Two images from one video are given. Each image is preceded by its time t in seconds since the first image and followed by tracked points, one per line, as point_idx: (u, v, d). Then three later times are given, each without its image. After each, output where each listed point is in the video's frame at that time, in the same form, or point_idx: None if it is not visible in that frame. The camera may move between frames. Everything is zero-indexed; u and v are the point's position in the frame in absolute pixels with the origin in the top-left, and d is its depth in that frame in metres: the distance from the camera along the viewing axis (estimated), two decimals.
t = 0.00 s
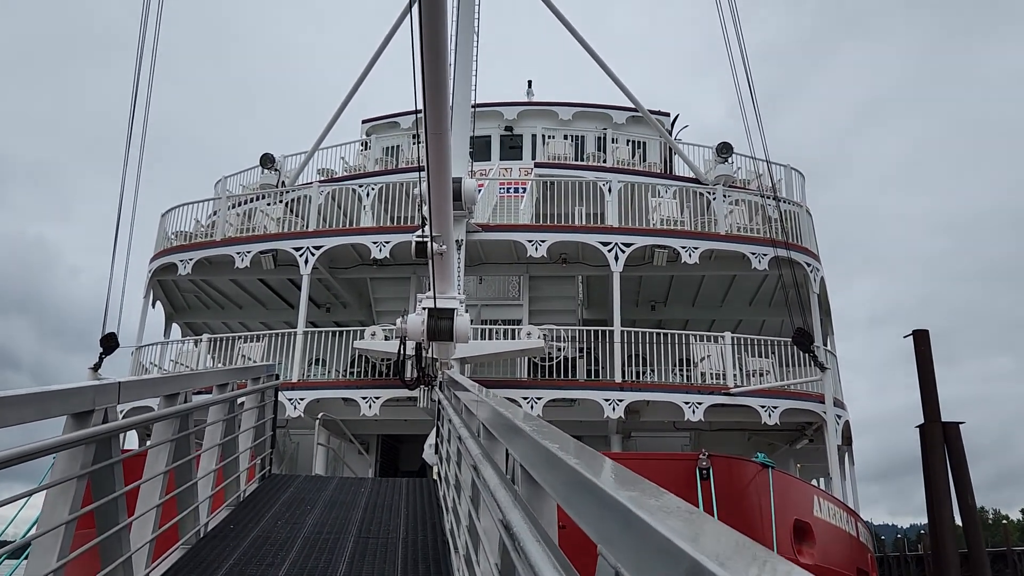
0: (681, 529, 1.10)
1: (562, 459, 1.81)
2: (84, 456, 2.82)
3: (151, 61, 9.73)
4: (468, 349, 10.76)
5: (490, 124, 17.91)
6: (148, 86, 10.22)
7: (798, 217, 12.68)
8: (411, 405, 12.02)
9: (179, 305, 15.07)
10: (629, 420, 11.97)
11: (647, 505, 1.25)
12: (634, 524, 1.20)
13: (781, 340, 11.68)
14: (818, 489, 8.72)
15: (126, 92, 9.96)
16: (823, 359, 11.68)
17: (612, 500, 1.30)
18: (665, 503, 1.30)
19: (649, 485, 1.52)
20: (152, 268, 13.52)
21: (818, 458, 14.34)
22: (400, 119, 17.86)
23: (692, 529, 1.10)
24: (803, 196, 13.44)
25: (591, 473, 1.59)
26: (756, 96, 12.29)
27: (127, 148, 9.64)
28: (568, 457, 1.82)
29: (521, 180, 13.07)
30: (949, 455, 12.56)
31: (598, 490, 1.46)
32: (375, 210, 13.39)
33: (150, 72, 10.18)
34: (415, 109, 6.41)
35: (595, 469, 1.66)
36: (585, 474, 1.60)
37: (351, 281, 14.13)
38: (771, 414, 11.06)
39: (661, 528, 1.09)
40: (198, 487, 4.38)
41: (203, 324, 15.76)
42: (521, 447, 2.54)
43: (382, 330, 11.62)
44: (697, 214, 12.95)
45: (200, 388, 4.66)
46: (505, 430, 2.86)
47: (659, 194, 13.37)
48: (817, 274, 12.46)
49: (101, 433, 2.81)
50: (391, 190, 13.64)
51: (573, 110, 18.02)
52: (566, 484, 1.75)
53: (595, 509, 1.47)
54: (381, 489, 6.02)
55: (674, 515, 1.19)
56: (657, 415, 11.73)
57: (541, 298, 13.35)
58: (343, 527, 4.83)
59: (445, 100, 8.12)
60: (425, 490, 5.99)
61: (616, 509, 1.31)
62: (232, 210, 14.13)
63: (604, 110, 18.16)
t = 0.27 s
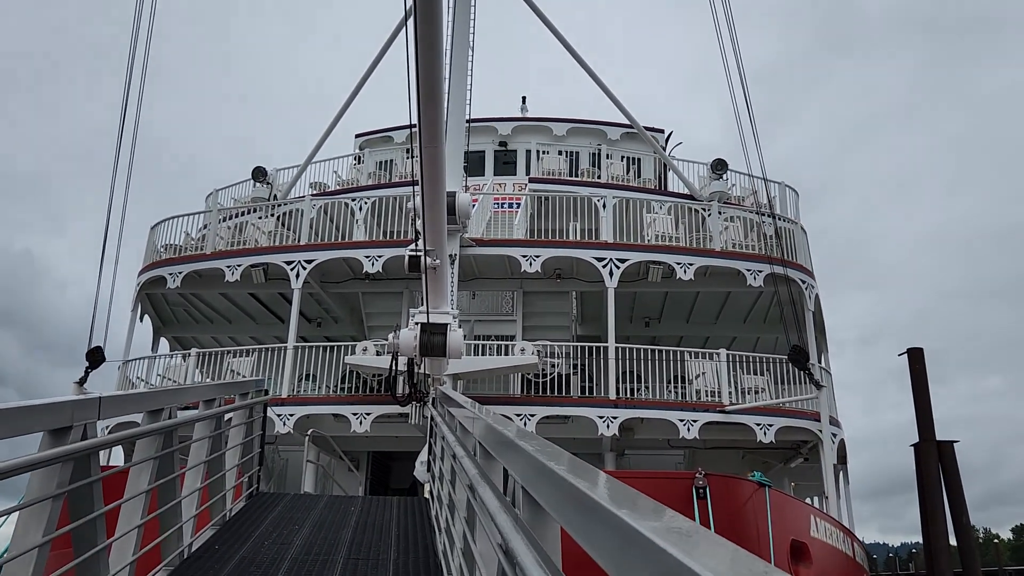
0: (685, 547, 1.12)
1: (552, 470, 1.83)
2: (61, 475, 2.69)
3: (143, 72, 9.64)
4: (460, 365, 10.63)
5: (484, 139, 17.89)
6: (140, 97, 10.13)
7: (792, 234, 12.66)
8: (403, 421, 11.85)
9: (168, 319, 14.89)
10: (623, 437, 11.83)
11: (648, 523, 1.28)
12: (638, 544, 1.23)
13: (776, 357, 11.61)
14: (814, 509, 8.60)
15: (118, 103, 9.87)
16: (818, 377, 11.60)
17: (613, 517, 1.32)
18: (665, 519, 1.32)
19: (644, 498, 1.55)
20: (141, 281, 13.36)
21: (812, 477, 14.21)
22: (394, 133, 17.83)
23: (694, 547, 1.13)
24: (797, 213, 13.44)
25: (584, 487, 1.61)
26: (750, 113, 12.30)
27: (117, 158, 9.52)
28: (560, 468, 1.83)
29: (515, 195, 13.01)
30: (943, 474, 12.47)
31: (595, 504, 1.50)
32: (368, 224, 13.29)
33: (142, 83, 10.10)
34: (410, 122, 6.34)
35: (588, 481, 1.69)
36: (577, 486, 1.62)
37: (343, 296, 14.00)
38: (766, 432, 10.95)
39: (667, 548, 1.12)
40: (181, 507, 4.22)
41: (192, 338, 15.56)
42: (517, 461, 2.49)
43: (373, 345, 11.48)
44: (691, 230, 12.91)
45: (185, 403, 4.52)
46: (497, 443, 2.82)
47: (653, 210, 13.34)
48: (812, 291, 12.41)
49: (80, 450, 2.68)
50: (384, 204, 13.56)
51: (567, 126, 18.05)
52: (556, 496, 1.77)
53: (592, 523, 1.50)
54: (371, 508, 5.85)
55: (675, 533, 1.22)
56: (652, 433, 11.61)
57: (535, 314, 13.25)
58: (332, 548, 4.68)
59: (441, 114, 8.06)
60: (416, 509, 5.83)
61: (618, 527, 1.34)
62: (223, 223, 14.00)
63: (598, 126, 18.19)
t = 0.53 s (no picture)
0: (672, 563, 1.09)
1: (541, 487, 1.81)
2: (37, 496, 2.57)
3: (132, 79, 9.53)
4: (452, 378, 10.50)
5: (477, 150, 17.84)
6: (129, 104, 10.01)
7: (785, 248, 12.64)
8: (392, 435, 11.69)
9: (154, 329, 14.69)
10: (615, 452, 11.72)
11: (636, 539, 1.26)
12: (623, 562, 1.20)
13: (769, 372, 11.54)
14: (808, 526, 8.51)
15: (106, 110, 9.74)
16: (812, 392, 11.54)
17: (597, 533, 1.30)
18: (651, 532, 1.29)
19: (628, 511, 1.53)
20: (128, 291, 13.19)
21: (803, 492, 14.11)
22: (386, 144, 17.76)
23: (683, 562, 1.10)
24: (789, 227, 13.44)
25: (569, 500, 1.60)
26: (744, 127, 12.30)
27: (105, 166, 9.40)
28: (548, 484, 1.81)
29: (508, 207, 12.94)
30: (936, 492, 12.37)
31: (581, 519, 1.48)
32: (359, 235, 13.18)
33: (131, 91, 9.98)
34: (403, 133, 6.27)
35: (573, 495, 1.67)
36: (563, 501, 1.60)
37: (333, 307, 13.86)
38: (759, 448, 10.86)
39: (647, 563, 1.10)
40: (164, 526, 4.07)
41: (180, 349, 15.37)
42: (507, 478, 2.42)
43: (363, 358, 11.34)
44: (684, 243, 12.88)
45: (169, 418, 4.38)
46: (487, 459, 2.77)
47: (646, 223, 13.29)
48: (805, 305, 12.38)
49: (58, 469, 2.56)
50: (376, 215, 13.46)
51: (560, 138, 18.04)
52: (544, 512, 1.75)
53: (577, 537, 1.49)
54: (360, 525, 5.70)
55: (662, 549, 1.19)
56: (644, 447, 11.50)
57: (527, 327, 13.15)
58: (319, 568, 4.53)
59: (434, 125, 8.00)
60: (407, 527, 5.69)
61: (600, 542, 1.32)
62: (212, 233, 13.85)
63: (591, 139, 18.19)
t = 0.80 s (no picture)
0: (676, 570, 1.09)
1: (538, 491, 1.82)
2: (21, 504, 2.49)
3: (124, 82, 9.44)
4: (446, 385, 10.42)
5: (471, 156, 17.81)
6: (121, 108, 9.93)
7: (780, 256, 12.63)
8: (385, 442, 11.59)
9: (145, 334, 14.56)
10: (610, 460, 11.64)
11: (638, 544, 1.26)
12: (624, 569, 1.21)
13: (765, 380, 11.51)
14: (804, 535, 8.44)
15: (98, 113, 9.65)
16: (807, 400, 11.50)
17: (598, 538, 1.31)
18: (652, 539, 1.30)
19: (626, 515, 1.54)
20: (119, 296, 13.07)
21: (798, 500, 14.06)
22: (380, 150, 17.71)
23: (685, 568, 1.11)
24: (784, 235, 13.43)
25: (566, 504, 1.61)
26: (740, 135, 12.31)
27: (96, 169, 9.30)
28: (545, 488, 1.82)
29: (503, 213, 12.89)
30: (931, 501, 12.33)
31: (579, 524, 1.49)
32: (353, 241, 13.11)
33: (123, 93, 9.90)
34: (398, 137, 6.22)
35: (571, 499, 1.68)
36: (561, 506, 1.61)
37: (326, 313, 13.76)
38: (754, 456, 10.81)
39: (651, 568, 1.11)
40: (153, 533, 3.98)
41: (171, 354, 15.24)
42: (503, 483, 2.40)
43: (356, 364, 11.25)
44: (679, 251, 12.86)
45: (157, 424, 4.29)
46: (481, 464, 2.77)
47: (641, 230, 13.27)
48: (799, 313, 12.37)
49: (43, 475, 2.49)
50: (370, 221, 13.39)
51: (555, 144, 18.04)
52: (541, 516, 1.76)
53: (576, 542, 1.50)
54: (353, 534, 5.61)
55: (666, 555, 1.19)
56: (638, 455, 11.44)
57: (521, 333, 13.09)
58: None
59: (429, 130, 7.95)
60: (400, 535, 5.60)
61: (600, 547, 1.33)
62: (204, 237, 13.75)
63: (586, 146, 18.19)
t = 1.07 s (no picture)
0: (679, 561, 1.06)
1: (538, 486, 1.79)
2: (4, 505, 2.41)
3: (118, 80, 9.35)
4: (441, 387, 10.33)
5: (468, 158, 17.76)
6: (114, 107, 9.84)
7: (778, 259, 12.59)
8: (380, 444, 11.50)
9: (139, 335, 14.44)
10: (607, 462, 11.57)
11: (638, 535, 1.23)
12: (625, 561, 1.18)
13: (762, 383, 11.45)
14: (803, 539, 8.37)
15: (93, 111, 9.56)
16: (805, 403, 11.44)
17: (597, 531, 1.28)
18: (653, 530, 1.27)
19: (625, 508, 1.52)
20: (112, 296, 12.96)
21: (796, 504, 14.01)
22: (377, 151, 17.64)
23: (688, 559, 1.08)
24: (782, 238, 13.39)
25: (564, 497, 1.58)
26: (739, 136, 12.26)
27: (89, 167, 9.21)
28: (544, 484, 1.79)
29: (500, 214, 12.82)
30: (928, 505, 12.28)
31: (577, 517, 1.46)
32: (349, 242, 13.02)
33: (118, 92, 9.81)
34: (395, 135, 6.15)
35: (569, 494, 1.66)
36: (559, 500, 1.59)
37: (321, 314, 13.67)
38: (752, 459, 10.75)
39: (652, 558, 1.08)
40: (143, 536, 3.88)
41: (164, 356, 15.11)
42: (501, 480, 2.36)
43: (352, 365, 11.15)
44: (676, 253, 12.82)
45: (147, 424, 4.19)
46: (479, 462, 2.73)
47: (639, 232, 13.22)
48: (797, 315, 12.33)
49: (27, 476, 2.41)
50: (366, 222, 13.31)
51: (552, 146, 18.00)
52: (541, 511, 1.74)
53: (575, 535, 1.47)
54: (347, 537, 5.52)
55: (669, 547, 1.16)
56: (636, 458, 11.36)
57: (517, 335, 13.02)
58: None
59: (427, 129, 7.88)
60: (396, 538, 5.51)
61: (598, 539, 1.30)
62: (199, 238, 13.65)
63: (583, 148, 18.17)
